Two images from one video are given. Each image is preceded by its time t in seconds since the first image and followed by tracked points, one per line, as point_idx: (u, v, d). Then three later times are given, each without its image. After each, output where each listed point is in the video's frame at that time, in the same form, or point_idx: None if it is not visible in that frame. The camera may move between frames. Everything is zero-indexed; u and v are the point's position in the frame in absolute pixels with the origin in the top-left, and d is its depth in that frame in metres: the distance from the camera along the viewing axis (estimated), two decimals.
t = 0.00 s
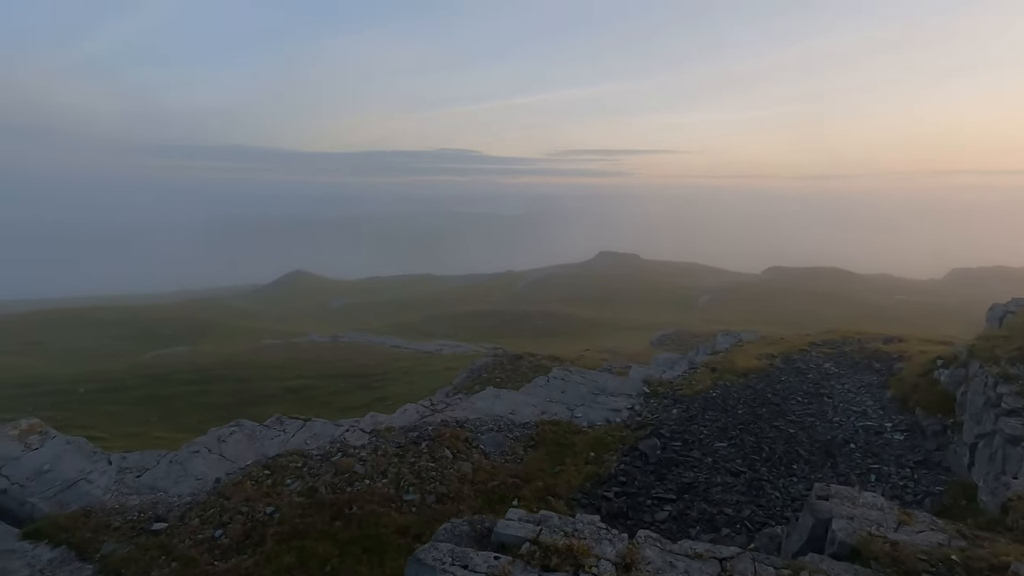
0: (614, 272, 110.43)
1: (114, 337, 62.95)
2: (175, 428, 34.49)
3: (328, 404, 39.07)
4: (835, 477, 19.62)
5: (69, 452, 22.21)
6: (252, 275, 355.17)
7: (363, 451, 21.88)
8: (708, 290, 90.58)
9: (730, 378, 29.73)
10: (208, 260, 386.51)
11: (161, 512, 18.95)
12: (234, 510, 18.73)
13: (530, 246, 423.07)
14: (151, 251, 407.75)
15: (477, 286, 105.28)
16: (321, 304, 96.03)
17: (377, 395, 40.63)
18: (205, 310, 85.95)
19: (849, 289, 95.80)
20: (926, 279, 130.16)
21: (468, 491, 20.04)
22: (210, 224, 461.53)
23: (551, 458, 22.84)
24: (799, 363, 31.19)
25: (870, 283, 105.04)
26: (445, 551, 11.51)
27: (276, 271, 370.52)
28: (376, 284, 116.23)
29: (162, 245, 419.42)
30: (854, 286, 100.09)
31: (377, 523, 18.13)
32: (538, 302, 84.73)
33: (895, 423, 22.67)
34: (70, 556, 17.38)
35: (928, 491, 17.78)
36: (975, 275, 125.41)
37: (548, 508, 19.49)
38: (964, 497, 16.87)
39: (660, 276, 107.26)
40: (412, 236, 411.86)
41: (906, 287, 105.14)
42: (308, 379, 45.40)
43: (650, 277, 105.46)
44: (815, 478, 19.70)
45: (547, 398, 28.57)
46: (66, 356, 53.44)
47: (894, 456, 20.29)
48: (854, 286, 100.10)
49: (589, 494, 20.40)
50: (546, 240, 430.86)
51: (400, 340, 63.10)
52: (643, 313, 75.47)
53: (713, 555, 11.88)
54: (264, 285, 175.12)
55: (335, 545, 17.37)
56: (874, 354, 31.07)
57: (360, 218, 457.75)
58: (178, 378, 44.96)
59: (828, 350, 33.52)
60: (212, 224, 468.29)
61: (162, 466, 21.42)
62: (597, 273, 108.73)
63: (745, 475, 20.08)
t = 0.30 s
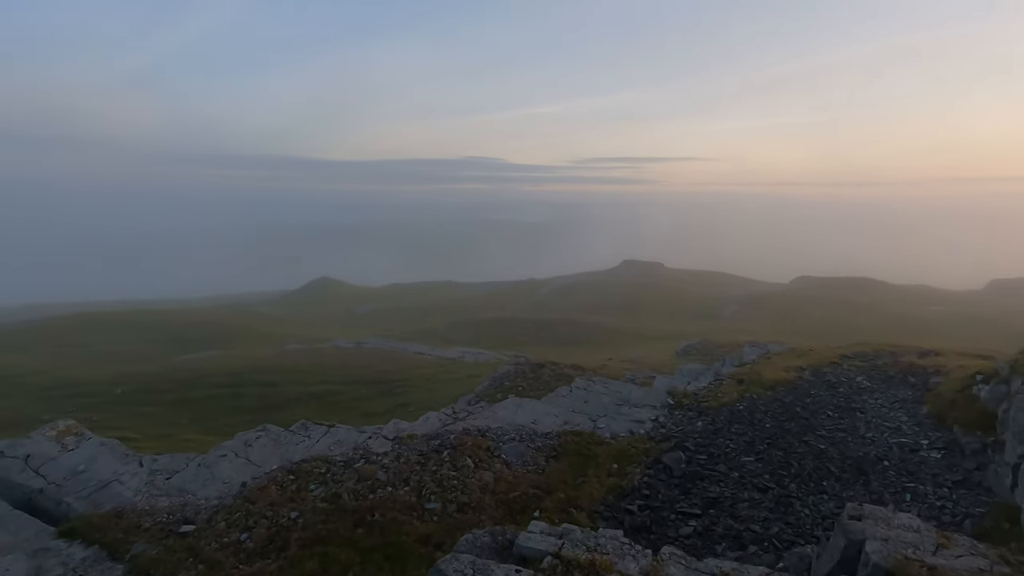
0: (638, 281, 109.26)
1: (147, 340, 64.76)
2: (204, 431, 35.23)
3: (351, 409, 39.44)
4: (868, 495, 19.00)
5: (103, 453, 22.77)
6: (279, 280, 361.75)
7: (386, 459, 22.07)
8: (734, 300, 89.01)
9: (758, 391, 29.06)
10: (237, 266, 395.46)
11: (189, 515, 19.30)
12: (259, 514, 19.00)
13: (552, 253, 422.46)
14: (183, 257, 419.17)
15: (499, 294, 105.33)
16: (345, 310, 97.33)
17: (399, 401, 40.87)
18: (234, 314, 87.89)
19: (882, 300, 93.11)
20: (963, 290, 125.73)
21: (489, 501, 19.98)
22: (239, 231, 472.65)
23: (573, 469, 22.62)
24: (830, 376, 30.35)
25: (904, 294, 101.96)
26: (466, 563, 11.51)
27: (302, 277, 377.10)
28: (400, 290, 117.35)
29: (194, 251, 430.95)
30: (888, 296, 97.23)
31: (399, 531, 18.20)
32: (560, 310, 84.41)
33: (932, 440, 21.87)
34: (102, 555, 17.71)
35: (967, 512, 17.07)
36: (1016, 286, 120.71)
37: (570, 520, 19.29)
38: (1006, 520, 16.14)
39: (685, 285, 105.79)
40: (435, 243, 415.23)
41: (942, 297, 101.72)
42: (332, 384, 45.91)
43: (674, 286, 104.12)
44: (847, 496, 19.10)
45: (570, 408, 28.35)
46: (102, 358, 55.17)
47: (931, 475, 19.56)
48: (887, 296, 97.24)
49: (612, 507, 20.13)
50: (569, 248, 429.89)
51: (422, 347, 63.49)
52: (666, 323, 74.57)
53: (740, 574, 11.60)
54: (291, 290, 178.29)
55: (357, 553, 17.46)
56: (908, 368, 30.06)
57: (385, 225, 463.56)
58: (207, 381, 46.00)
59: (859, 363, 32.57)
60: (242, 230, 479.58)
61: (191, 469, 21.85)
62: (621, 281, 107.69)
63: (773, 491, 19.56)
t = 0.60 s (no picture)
0: (671, 284, 107.57)
1: (188, 337, 67.00)
2: (242, 427, 36.19)
3: (383, 409, 39.94)
4: (917, 510, 18.19)
5: (150, 446, 23.59)
6: (315, 281, 369.87)
7: (419, 459, 22.30)
8: (771, 305, 86.72)
9: (797, 399, 28.19)
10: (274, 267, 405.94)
11: (230, 508, 19.83)
12: (297, 510, 19.40)
13: (583, 256, 420.03)
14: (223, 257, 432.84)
15: (529, 296, 105.23)
16: (377, 310, 98.80)
17: (430, 401, 41.18)
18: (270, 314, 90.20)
19: (928, 307, 89.42)
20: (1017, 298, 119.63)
21: (521, 504, 19.95)
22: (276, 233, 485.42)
23: (606, 474, 22.37)
24: (874, 386, 29.24)
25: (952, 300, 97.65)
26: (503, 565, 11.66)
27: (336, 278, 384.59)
28: (431, 292, 118.46)
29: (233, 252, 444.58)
30: (935, 303, 93.26)
31: (432, 531, 18.33)
32: (591, 313, 83.80)
33: (987, 455, 20.81)
34: (148, 544, 18.22)
35: None
36: None
37: (603, 525, 19.06)
38: None
39: (720, 290, 103.61)
40: (466, 245, 418.07)
41: (994, 305, 97.05)
42: (364, 383, 46.58)
43: (708, 290, 102.13)
44: (894, 511, 18.30)
45: (602, 412, 28.09)
46: (146, 354, 57.34)
47: (986, 492, 18.60)
48: (935, 303, 93.26)
49: (646, 513, 19.81)
50: (599, 251, 426.85)
51: (453, 348, 63.87)
52: (700, 327, 73.23)
53: None
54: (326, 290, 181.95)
55: (391, 551, 17.63)
56: (960, 379, 28.70)
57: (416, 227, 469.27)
58: (246, 379, 47.30)
59: (906, 372, 31.26)
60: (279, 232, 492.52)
61: (232, 464, 22.46)
62: (653, 285, 106.13)
63: (815, 503, 18.93)
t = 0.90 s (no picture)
0: (719, 293, 104.59)
1: (244, 337, 69.96)
2: (293, 427, 37.39)
3: (428, 412, 40.48)
4: (992, 541, 17.02)
5: (210, 442, 24.66)
6: (362, 285, 379.47)
7: (465, 464, 22.52)
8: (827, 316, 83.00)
9: (858, 416, 26.86)
10: (323, 271, 418.82)
11: (284, 505, 20.51)
12: (347, 509, 19.87)
13: (627, 263, 414.44)
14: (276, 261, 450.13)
15: (572, 303, 104.50)
16: (422, 315, 100.30)
17: (474, 407, 41.42)
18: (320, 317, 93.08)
19: (1002, 320, 83.52)
20: None
21: (567, 514, 19.80)
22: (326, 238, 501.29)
23: (654, 487, 21.91)
24: (943, 405, 27.54)
25: None
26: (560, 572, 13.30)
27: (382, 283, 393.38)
28: (474, 297, 119.50)
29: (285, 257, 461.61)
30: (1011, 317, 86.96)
31: (478, 537, 18.44)
32: (636, 321, 82.57)
33: None
34: (208, 536, 19.01)
35: None
36: None
37: (651, 540, 18.64)
38: None
39: (771, 300, 99.95)
40: (509, 252, 419.85)
41: None
42: (409, 387, 47.30)
43: (759, 300, 98.73)
44: (967, 540, 17.17)
45: (648, 423, 27.60)
46: (206, 354, 60.16)
47: None
48: (1011, 317, 86.98)
49: (695, 530, 19.28)
50: (644, 258, 420.15)
51: (496, 354, 64.12)
52: (750, 338, 70.90)
53: None
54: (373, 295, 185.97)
55: (438, 555, 17.80)
56: None
57: (460, 233, 474.63)
58: (297, 380, 48.95)
59: (979, 392, 29.28)
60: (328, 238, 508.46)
61: (286, 462, 23.23)
62: (700, 294, 103.36)
63: (878, 527, 17.97)
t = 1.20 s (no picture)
0: (782, 300, 100.00)
1: (306, 334, 73.00)
2: (350, 422, 38.66)
3: (480, 413, 40.87)
4: None
5: (276, 433, 25.84)
6: (416, 286, 388.05)
7: (519, 467, 22.62)
8: (902, 326, 77.73)
9: (938, 435, 25.03)
10: (379, 272, 431.11)
11: (344, 498, 21.20)
12: (403, 505, 20.31)
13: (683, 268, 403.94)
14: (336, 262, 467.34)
15: (626, 308, 102.85)
16: (474, 317, 101.45)
17: (525, 409, 41.47)
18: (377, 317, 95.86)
19: None
20: None
21: (621, 522, 19.49)
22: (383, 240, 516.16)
23: (712, 499, 21.22)
24: None
25: None
26: None
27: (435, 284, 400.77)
28: (526, 300, 119.78)
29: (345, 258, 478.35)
30: None
31: (531, 540, 18.45)
32: (692, 328, 80.30)
33: None
34: (274, 524, 19.91)
35: None
36: None
37: (710, 554, 18.05)
38: None
39: (841, 308, 94.54)
40: (561, 255, 418.22)
41: None
42: (462, 388, 47.94)
43: (826, 308, 93.71)
44: None
45: (706, 433, 26.81)
46: (271, 349, 63.21)
47: None
48: None
49: (757, 546, 18.51)
50: (701, 263, 408.27)
51: (547, 358, 63.98)
52: (815, 348, 67.51)
53: None
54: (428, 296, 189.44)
55: (491, 555, 17.93)
56: None
57: (513, 236, 476.94)
58: (355, 377, 50.61)
59: None
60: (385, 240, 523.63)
61: (346, 456, 24.03)
62: (761, 301, 99.20)
63: (962, 555, 16.66)
